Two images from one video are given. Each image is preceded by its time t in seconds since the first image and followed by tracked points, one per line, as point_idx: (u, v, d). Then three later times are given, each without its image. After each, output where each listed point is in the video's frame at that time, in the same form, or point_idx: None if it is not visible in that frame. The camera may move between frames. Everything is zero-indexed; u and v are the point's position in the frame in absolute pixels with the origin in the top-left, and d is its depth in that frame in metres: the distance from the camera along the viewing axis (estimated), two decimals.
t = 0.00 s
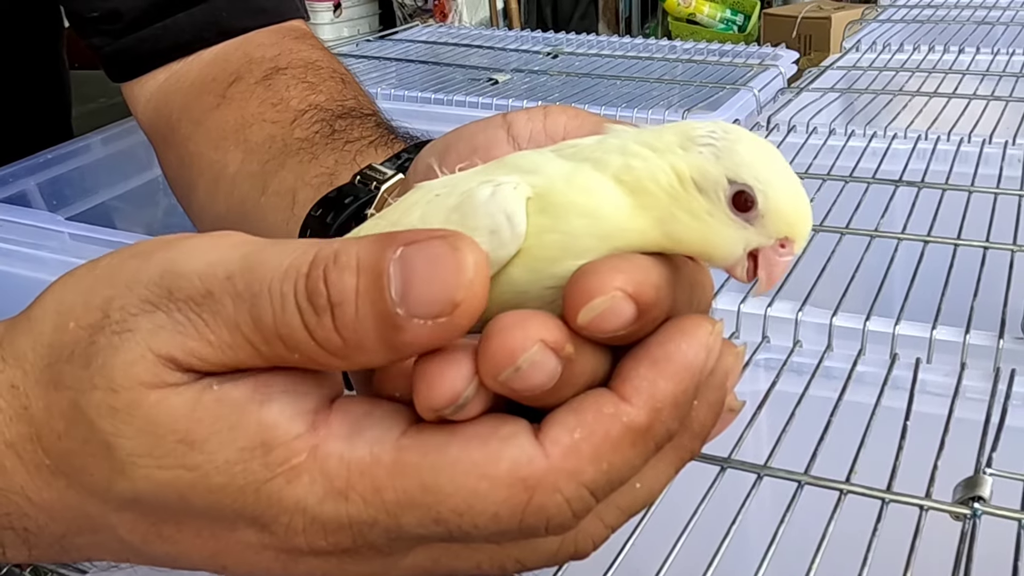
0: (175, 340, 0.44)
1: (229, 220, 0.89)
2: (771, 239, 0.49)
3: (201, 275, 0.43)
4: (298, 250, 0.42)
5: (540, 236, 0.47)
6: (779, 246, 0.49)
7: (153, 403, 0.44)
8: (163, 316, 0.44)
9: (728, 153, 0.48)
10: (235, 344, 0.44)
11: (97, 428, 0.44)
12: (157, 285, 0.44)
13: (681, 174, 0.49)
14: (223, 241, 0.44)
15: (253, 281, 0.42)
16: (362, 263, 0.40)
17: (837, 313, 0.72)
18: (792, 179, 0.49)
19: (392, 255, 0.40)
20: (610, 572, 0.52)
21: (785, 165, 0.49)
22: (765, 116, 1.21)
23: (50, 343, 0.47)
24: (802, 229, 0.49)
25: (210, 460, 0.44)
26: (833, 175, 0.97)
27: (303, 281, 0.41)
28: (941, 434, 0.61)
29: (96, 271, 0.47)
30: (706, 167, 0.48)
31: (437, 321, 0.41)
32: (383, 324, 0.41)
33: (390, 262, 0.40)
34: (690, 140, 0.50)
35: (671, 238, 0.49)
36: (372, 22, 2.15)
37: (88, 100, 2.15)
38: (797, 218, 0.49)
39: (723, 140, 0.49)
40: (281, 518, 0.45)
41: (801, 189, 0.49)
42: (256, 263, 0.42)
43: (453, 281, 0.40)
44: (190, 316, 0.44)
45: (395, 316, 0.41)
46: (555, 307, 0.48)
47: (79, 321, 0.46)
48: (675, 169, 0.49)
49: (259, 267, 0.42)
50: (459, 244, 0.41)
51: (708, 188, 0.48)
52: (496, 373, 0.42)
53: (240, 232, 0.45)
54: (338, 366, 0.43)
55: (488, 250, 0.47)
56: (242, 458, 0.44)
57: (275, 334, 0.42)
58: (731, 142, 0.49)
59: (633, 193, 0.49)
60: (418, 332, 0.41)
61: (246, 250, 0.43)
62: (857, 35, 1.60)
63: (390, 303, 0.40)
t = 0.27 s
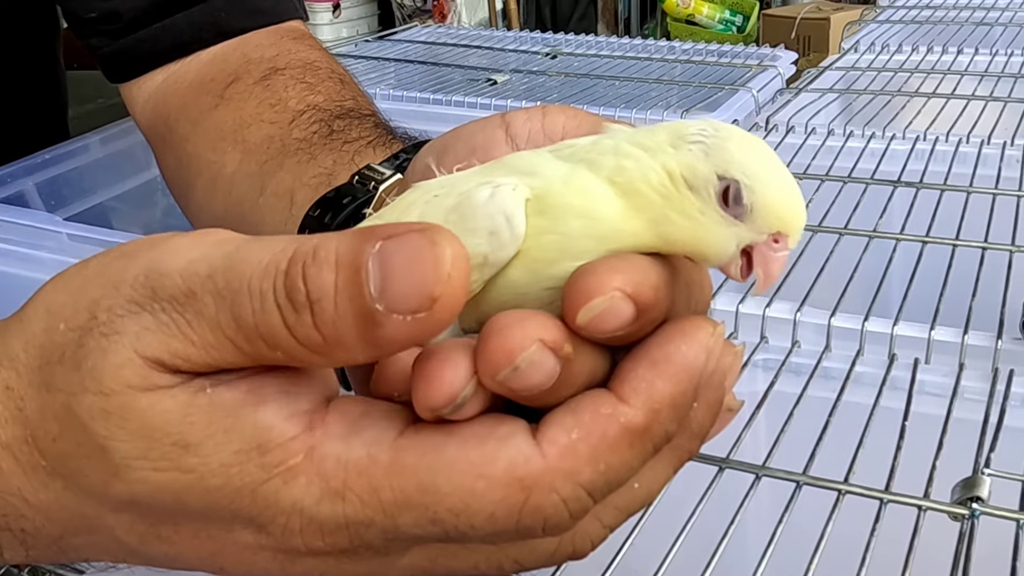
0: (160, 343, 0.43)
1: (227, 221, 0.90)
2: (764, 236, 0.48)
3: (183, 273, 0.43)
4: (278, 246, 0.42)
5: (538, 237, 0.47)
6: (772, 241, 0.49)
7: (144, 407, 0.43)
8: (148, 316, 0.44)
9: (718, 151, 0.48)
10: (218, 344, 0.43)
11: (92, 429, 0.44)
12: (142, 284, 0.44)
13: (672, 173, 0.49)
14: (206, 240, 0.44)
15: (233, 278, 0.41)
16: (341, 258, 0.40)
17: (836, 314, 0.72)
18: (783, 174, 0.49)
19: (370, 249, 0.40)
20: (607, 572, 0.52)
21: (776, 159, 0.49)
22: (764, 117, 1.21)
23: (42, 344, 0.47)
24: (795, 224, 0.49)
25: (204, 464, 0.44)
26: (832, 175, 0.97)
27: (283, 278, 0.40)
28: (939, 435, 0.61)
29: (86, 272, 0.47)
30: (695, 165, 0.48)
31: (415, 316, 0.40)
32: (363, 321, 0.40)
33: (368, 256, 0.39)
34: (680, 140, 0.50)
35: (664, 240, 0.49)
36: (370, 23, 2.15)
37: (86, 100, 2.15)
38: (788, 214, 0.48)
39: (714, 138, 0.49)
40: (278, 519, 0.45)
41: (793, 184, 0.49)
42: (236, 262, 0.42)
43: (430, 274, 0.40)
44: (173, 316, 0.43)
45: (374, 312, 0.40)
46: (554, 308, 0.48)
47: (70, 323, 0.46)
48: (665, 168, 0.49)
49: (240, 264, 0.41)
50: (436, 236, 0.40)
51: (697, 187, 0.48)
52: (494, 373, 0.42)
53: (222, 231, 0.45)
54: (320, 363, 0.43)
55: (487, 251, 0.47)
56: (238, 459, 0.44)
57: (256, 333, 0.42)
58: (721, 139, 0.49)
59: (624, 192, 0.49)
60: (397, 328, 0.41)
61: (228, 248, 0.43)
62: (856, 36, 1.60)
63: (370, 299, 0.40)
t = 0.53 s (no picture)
0: (164, 339, 0.43)
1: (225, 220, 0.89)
2: (729, 222, 0.47)
3: (188, 271, 0.43)
4: (284, 247, 0.42)
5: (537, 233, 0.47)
6: (740, 229, 0.47)
7: (146, 403, 0.43)
8: (153, 314, 0.44)
9: (679, 141, 0.48)
10: (223, 343, 0.43)
11: (90, 428, 0.44)
12: (147, 282, 0.44)
13: (637, 168, 0.48)
14: (213, 238, 0.44)
15: (240, 277, 0.41)
16: (351, 259, 0.40)
17: (836, 313, 0.72)
18: (749, 162, 0.48)
19: (382, 252, 0.40)
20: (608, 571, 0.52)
21: (742, 148, 0.48)
22: (763, 116, 1.21)
23: (43, 343, 0.47)
24: (762, 212, 0.48)
25: (206, 459, 0.44)
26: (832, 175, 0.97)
27: (292, 280, 0.40)
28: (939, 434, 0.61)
29: (88, 270, 0.47)
30: (658, 158, 0.48)
31: (425, 317, 0.41)
32: (373, 322, 0.40)
33: (380, 257, 0.40)
34: (647, 135, 0.49)
35: (634, 237, 0.48)
36: (369, 23, 2.15)
37: (85, 100, 2.15)
38: (753, 199, 0.47)
39: (677, 130, 0.49)
40: (277, 517, 0.45)
41: (759, 171, 0.48)
42: (243, 261, 0.42)
43: (443, 277, 0.40)
44: (178, 313, 0.43)
45: (385, 313, 0.40)
46: (552, 307, 0.48)
47: (70, 320, 0.46)
48: (631, 163, 0.48)
49: (247, 263, 0.42)
50: (449, 239, 0.41)
51: (661, 179, 0.48)
52: (493, 372, 0.42)
53: (227, 230, 0.45)
54: (326, 363, 0.43)
55: (487, 246, 0.47)
56: (238, 458, 0.44)
57: (264, 333, 0.42)
58: (684, 130, 0.48)
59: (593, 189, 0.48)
60: (407, 329, 0.41)
61: (235, 246, 0.43)
62: (855, 36, 1.60)
63: (381, 300, 0.40)
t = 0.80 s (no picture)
0: (180, 340, 0.44)
1: (225, 221, 0.89)
2: (732, 224, 0.47)
3: (210, 279, 0.43)
4: (308, 260, 0.42)
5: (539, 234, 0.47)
6: (744, 231, 0.47)
7: (154, 399, 0.44)
8: (169, 316, 0.44)
9: (683, 143, 0.48)
10: (241, 351, 0.44)
11: (95, 427, 0.44)
12: (166, 286, 0.44)
13: (643, 169, 0.48)
14: (235, 247, 0.44)
15: (263, 289, 0.42)
16: (371, 278, 0.40)
17: (835, 313, 0.72)
18: (753, 163, 0.47)
19: (401, 270, 0.40)
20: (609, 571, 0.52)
21: (746, 149, 0.48)
22: (762, 117, 1.21)
23: (52, 341, 0.47)
24: (766, 214, 0.47)
25: (210, 458, 0.44)
26: (830, 175, 0.97)
27: (313, 295, 0.41)
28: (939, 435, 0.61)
29: (102, 269, 0.47)
30: (663, 159, 0.48)
31: (440, 338, 0.41)
32: (389, 341, 0.41)
33: (399, 277, 0.40)
34: (651, 136, 0.49)
35: (638, 238, 0.48)
36: (368, 23, 2.15)
37: (84, 100, 2.15)
38: (758, 201, 0.47)
39: (681, 132, 0.49)
40: (281, 517, 0.45)
41: (764, 173, 0.48)
42: (266, 273, 0.42)
43: (459, 299, 0.40)
44: (197, 318, 0.44)
45: (401, 332, 0.41)
46: (555, 308, 0.48)
47: (84, 319, 0.46)
48: (635, 165, 0.48)
49: (269, 275, 0.42)
50: (468, 261, 0.41)
51: (665, 180, 0.48)
52: (496, 374, 0.42)
53: (247, 240, 0.45)
54: (343, 379, 0.43)
55: (490, 246, 0.47)
56: (242, 457, 0.44)
57: (282, 345, 0.42)
58: (688, 133, 0.48)
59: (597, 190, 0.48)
60: (422, 350, 0.41)
61: (257, 258, 0.43)
62: (854, 36, 1.60)
63: (397, 319, 0.40)
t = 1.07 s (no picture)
0: (176, 341, 0.44)
1: (223, 221, 0.89)
2: (715, 216, 0.47)
3: (207, 282, 0.43)
4: (306, 265, 0.42)
5: (535, 235, 0.47)
6: (727, 221, 0.47)
7: (151, 398, 0.44)
8: (166, 318, 0.44)
9: (662, 140, 0.48)
10: (237, 355, 0.43)
11: (90, 428, 0.44)
12: (162, 288, 0.44)
13: (627, 170, 0.48)
14: (232, 250, 0.44)
15: (260, 293, 0.42)
16: (366, 284, 0.40)
17: (834, 314, 0.72)
18: (732, 154, 0.47)
19: (395, 278, 0.40)
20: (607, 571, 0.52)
21: (726, 140, 0.48)
22: (761, 117, 1.21)
23: (48, 341, 0.47)
24: (750, 202, 0.47)
25: (206, 458, 0.44)
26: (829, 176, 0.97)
27: (310, 300, 0.41)
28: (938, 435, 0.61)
29: (99, 268, 0.47)
30: (644, 159, 0.48)
31: (433, 347, 0.40)
32: (383, 348, 0.41)
33: (393, 284, 0.40)
34: (633, 134, 0.50)
35: (631, 238, 0.48)
36: (367, 24, 2.15)
37: (82, 101, 2.15)
38: (739, 190, 0.47)
39: (661, 129, 0.49)
40: (277, 518, 0.45)
41: (744, 162, 0.47)
42: (264, 277, 0.42)
43: (453, 308, 0.40)
44: (194, 320, 0.44)
45: (395, 340, 0.40)
46: (551, 309, 0.48)
47: (81, 319, 0.46)
48: (619, 165, 0.49)
49: (267, 279, 0.42)
50: (462, 269, 0.40)
51: (648, 180, 0.48)
52: (493, 375, 0.42)
53: (245, 243, 0.45)
54: (340, 386, 0.43)
55: (486, 246, 0.46)
56: (238, 457, 0.44)
57: (279, 350, 0.42)
58: (667, 129, 0.48)
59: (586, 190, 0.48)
60: (416, 358, 0.41)
61: (254, 261, 0.43)
62: (853, 37, 1.60)
63: (391, 326, 0.40)
